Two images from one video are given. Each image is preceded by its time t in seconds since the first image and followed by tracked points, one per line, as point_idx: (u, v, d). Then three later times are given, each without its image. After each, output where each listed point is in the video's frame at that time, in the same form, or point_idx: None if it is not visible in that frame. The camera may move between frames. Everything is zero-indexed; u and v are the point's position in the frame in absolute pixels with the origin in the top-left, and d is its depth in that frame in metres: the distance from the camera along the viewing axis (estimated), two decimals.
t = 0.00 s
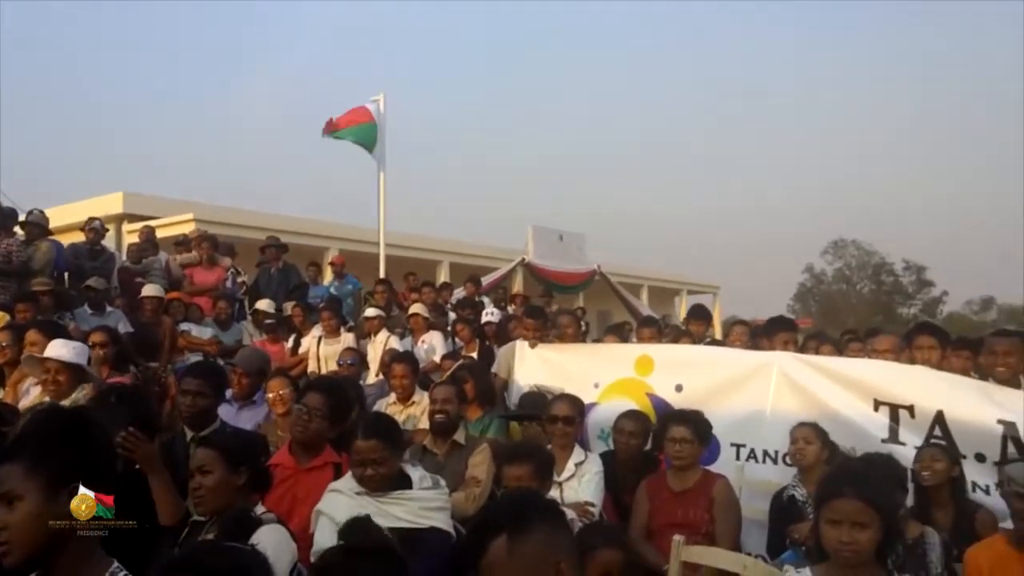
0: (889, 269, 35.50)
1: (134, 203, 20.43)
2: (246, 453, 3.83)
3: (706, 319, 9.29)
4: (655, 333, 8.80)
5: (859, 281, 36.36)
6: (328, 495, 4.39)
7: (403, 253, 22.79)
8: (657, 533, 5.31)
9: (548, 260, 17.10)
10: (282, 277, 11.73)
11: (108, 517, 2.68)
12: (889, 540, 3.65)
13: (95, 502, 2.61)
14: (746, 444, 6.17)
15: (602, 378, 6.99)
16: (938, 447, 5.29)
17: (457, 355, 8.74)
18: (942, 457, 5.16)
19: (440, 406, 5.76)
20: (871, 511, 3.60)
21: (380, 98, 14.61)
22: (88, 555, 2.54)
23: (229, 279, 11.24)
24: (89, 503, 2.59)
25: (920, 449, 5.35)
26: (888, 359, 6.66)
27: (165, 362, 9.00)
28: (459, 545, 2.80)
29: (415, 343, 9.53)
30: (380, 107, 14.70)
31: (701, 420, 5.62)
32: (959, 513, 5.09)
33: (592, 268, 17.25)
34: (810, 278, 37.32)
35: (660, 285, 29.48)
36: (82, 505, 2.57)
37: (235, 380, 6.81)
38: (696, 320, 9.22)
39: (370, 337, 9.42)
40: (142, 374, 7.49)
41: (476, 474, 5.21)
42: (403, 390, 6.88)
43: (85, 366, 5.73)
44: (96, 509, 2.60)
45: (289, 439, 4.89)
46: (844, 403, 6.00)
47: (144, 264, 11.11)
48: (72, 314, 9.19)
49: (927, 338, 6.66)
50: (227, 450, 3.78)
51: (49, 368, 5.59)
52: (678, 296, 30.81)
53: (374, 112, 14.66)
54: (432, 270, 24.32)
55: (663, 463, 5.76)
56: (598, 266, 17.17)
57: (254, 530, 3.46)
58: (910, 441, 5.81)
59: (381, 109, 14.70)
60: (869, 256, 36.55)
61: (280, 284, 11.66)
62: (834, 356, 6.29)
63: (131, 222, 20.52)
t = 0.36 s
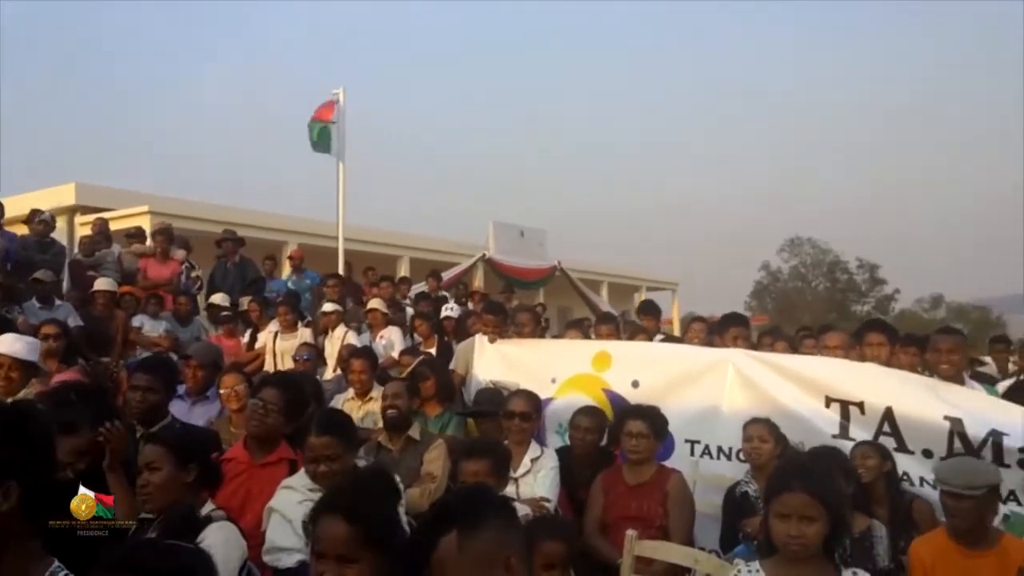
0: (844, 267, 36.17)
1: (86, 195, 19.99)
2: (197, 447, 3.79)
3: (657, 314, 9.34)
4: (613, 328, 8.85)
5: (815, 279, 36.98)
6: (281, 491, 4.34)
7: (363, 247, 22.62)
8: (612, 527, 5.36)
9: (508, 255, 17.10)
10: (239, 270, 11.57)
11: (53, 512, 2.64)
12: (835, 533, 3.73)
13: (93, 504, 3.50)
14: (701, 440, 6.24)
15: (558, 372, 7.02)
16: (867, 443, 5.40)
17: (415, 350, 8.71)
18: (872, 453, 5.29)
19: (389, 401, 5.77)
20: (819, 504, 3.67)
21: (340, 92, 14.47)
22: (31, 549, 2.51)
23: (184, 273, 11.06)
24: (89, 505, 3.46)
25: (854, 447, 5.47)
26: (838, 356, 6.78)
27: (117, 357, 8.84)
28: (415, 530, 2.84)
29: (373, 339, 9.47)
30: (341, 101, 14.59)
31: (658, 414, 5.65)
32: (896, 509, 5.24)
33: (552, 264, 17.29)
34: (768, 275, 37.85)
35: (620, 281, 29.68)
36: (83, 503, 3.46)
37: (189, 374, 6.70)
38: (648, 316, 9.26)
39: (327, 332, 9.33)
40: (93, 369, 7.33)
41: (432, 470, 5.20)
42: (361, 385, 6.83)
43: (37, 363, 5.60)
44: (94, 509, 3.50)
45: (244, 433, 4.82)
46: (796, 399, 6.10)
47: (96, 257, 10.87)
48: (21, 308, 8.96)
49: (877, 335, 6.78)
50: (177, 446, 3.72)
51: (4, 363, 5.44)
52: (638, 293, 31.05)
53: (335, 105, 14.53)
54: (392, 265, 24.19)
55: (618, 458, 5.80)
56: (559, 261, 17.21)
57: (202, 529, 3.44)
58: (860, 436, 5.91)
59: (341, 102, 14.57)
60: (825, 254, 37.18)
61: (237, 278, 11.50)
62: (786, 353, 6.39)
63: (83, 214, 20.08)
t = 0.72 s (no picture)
0: (804, 266, 36.72)
1: (41, 189, 19.56)
2: (151, 452, 3.74)
3: (603, 311, 9.41)
4: (575, 326, 8.88)
5: (775, 277, 37.48)
6: (237, 491, 4.28)
7: (325, 245, 22.42)
8: (572, 525, 5.38)
9: (472, 253, 17.08)
10: (198, 267, 11.41)
11: None
12: (790, 526, 3.78)
13: (94, 503, 3.38)
14: (660, 438, 6.31)
15: (520, 370, 7.04)
16: (827, 441, 5.54)
17: (377, 348, 8.66)
18: (829, 450, 5.42)
19: (349, 400, 5.78)
20: (774, 500, 3.72)
21: (301, 88, 14.31)
22: None
23: (141, 270, 10.86)
24: (89, 504, 3.36)
25: (811, 444, 5.60)
26: (796, 354, 6.87)
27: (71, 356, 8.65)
28: (375, 522, 2.83)
29: (334, 337, 9.39)
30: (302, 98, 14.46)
31: (619, 412, 5.68)
32: (849, 504, 5.31)
33: (516, 262, 17.30)
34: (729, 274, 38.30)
35: (584, 280, 29.80)
36: (82, 503, 3.35)
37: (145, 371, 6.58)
38: (595, 313, 9.30)
39: (288, 330, 9.23)
40: (46, 367, 7.17)
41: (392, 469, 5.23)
42: (321, 384, 6.77)
43: None
44: (95, 509, 3.36)
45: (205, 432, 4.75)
46: (754, 396, 6.17)
47: (50, 254, 10.65)
48: None
49: (833, 333, 6.89)
50: (132, 450, 3.67)
51: None
52: (602, 291, 31.22)
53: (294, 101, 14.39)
54: (355, 262, 24.02)
55: (578, 455, 5.82)
56: (523, 260, 17.24)
57: (152, 533, 3.40)
58: (815, 434, 6.00)
59: (302, 99, 14.44)
60: (785, 254, 37.71)
61: (196, 275, 11.34)
62: (744, 351, 6.46)
63: (38, 209, 19.65)
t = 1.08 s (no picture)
0: (770, 263, 37.16)
1: None
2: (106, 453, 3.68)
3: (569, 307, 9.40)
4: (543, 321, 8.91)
5: (742, 274, 37.89)
6: (197, 489, 4.23)
7: (293, 241, 22.24)
8: (538, 521, 5.40)
9: (441, 250, 17.05)
10: (161, 263, 11.26)
11: None
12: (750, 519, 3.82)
13: (93, 503, 3.44)
14: (624, 433, 6.35)
15: (485, 367, 7.04)
16: (791, 433, 5.60)
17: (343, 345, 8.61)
18: (794, 443, 5.49)
19: (313, 397, 5.74)
20: (734, 494, 3.76)
21: (267, 83, 14.17)
22: None
23: (104, 266, 10.67)
24: (88, 504, 3.40)
25: (776, 438, 5.65)
26: (759, 349, 6.95)
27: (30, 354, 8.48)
28: (338, 514, 2.82)
29: (300, 333, 9.32)
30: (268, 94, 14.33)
31: (585, 407, 5.69)
32: (812, 496, 5.38)
33: (485, 258, 17.31)
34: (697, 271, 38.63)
35: (553, 276, 29.89)
36: (83, 503, 3.38)
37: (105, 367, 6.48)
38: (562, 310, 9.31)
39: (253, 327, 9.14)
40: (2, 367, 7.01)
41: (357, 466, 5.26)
42: (287, 380, 6.71)
43: None
44: (94, 508, 3.44)
45: (170, 429, 4.69)
46: (717, 391, 6.23)
47: (8, 249, 10.34)
48: None
49: (794, 329, 6.98)
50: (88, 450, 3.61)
51: None
52: (571, 288, 31.33)
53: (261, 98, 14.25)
54: (323, 259, 23.86)
55: (543, 452, 5.84)
56: (491, 257, 17.25)
57: (108, 534, 3.38)
58: (776, 427, 6.07)
59: (268, 96, 14.30)
60: (752, 251, 38.12)
61: (159, 271, 11.20)
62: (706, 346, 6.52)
63: None
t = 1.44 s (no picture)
0: (733, 259, 37.59)
1: None
2: (55, 453, 3.58)
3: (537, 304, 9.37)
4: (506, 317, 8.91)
5: (706, 270, 38.28)
6: (153, 487, 4.16)
7: (256, 236, 21.99)
8: (499, 515, 5.41)
9: (406, 245, 16.99)
10: (119, 259, 11.07)
11: None
12: (706, 513, 3.87)
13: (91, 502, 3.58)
14: (585, 427, 6.38)
15: (448, 363, 7.03)
16: (752, 428, 5.67)
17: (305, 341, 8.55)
18: (756, 437, 5.54)
19: (273, 394, 5.69)
20: (690, 487, 3.80)
21: (228, 79, 14.01)
22: None
23: (58, 261, 10.46)
24: (87, 504, 3.54)
25: (738, 431, 5.71)
26: (719, 343, 7.04)
27: None
28: (288, 513, 2.80)
29: (261, 330, 9.23)
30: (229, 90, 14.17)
31: (546, 402, 5.70)
32: (771, 489, 5.45)
33: (450, 254, 17.29)
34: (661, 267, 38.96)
35: (518, 272, 29.92)
36: (81, 503, 3.51)
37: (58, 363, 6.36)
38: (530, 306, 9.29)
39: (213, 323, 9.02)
40: None
41: (318, 463, 5.24)
42: (247, 376, 6.65)
43: None
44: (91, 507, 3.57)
45: (129, 427, 4.63)
46: (676, 384, 6.29)
47: None
48: None
49: (752, 324, 7.08)
50: (36, 451, 3.51)
51: None
52: (536, 283, 31.40)
53: (222, 94, 14.09)
54: (287, 254, 23.64)
55: (505, 447, 5.85)
56: (457, 252, 17.23)
57: (58, 537, 3.30)
58: (735, 419, 6.14)
59: (229, 92, 14.16)
60: (715, 247, 38.54)
61: (117, 266, 11.01)
62: (667, 340, 6.59)
63: None
